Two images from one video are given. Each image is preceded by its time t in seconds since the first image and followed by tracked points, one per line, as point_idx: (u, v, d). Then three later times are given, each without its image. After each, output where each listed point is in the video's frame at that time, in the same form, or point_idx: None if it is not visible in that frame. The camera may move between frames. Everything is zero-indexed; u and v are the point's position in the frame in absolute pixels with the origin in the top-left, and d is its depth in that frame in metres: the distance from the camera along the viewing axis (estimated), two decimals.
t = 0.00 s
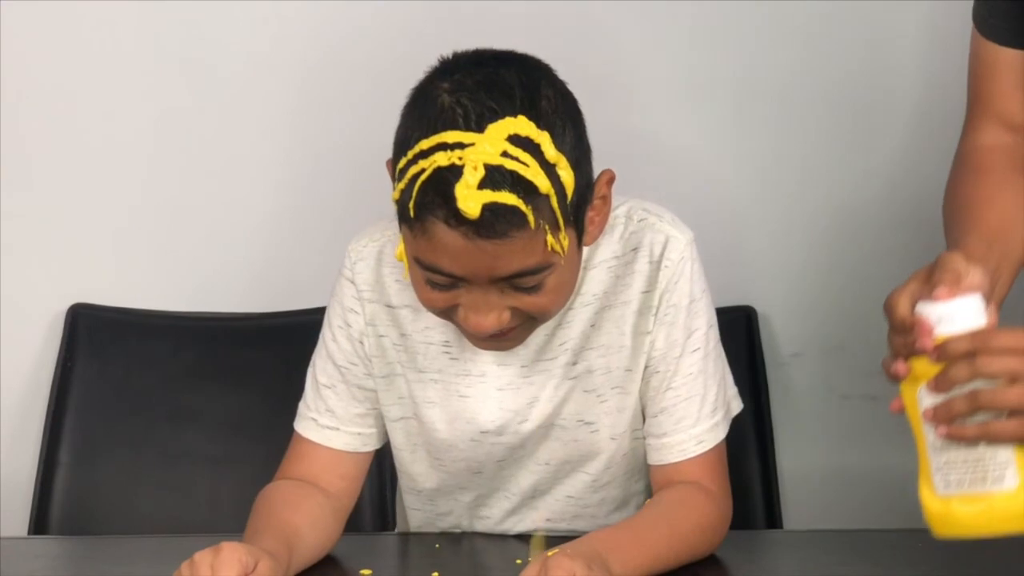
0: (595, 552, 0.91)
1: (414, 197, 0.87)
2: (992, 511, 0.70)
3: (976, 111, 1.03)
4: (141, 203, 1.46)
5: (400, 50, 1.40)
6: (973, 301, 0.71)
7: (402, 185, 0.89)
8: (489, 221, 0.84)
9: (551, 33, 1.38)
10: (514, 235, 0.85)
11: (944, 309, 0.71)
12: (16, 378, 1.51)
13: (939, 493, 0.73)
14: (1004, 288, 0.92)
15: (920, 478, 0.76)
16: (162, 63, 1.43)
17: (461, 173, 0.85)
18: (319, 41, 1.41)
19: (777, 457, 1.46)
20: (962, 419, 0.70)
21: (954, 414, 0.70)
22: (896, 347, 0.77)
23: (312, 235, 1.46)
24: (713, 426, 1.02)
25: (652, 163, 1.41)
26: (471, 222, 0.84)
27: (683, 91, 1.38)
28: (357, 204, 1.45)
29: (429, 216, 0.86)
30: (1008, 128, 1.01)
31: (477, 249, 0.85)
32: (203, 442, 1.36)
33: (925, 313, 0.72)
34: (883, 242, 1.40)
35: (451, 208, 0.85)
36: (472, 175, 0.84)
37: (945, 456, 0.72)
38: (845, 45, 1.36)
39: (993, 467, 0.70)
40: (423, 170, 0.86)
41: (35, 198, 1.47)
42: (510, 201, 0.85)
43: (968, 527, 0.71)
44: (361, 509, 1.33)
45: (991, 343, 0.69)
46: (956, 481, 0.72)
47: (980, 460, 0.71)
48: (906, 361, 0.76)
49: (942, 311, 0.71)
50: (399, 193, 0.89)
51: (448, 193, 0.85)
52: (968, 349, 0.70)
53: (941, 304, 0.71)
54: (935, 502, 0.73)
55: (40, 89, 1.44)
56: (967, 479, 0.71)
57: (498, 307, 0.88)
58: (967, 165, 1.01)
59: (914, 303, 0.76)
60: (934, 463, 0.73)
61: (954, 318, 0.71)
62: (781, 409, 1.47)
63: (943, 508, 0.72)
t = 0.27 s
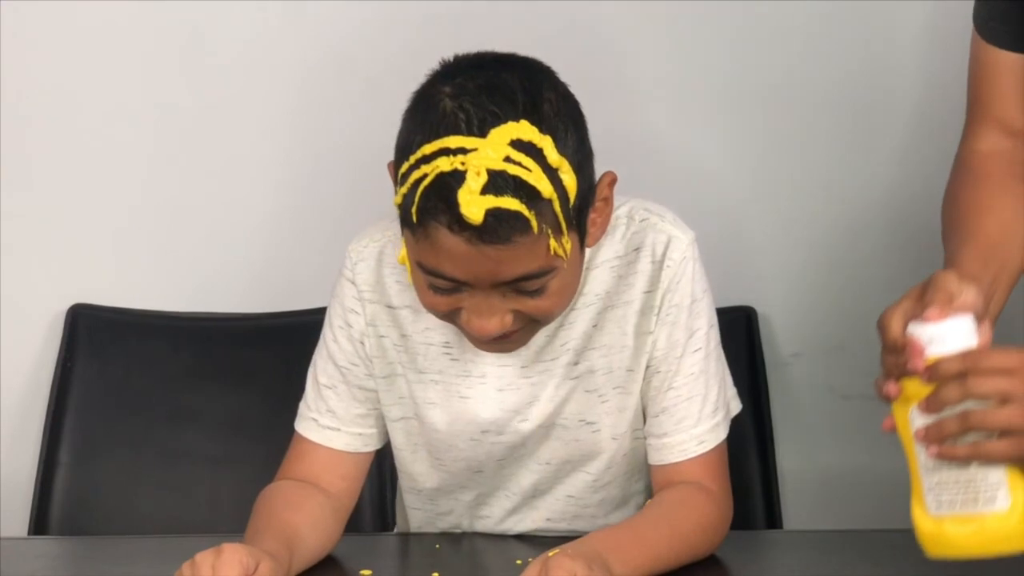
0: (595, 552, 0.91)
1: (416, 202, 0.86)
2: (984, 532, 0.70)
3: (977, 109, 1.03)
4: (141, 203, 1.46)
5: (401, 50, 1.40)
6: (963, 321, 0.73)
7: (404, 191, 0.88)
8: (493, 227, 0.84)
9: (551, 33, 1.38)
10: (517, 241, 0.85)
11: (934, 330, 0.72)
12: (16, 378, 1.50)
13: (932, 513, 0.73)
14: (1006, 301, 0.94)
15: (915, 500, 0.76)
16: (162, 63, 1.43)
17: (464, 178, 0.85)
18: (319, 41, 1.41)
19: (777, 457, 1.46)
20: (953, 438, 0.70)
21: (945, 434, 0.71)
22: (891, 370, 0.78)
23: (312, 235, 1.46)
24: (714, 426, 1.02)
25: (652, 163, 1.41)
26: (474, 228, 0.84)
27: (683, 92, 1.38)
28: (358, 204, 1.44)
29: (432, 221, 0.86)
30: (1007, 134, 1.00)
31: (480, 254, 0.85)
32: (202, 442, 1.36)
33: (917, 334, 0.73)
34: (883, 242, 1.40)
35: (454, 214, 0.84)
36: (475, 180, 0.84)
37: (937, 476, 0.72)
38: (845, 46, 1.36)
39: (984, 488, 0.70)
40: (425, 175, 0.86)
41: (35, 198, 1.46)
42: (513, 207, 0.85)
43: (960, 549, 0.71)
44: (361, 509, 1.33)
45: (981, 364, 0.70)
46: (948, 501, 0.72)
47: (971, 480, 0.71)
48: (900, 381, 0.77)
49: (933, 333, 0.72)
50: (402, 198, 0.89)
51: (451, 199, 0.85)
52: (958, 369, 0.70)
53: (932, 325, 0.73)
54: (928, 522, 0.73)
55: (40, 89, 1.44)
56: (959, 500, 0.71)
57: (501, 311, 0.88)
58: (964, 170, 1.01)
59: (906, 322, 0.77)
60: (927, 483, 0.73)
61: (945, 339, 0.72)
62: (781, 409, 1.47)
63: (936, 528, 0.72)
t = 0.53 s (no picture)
0: (595, 553, 0.91)
1: (419, 209, 0.86)
2: (974, 559, 0.72)
3: (977, 111, 1.03)
4: (141, 204, 1.46)
5: (401, 51, 1.40)
6: (952, 349, 0.74)
7: (406, 198, 0.88)
8: (495, 234, 0.84)
9: (552, 33, 1.39)
10: (520, 248, 0.85)
11: (923, 361, 0.73)
12: (16, 378, 1.50)
13: (922, 540, 0.74)
14: (1003, 317, 0.98)
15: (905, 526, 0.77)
16: (163, 64, 1.43)
17: (466, 186, 0.84)
18: (319, 42, 1.41)
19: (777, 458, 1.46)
20: (944, 466, 0.72)
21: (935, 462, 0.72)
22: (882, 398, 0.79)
23: (312, 236, 1.46)
24: (713, 427, 1.02)
25: (653, 163, 1.41)
26: (477, 236, 0.84)
27: (683, 92, 1.38)
28: (357, 204, 1.45)
29: (434, 228, 0.86)
30: (1008, 141, 1.00)
31: (482, 261, 0.85)
32: (202, 442, 1.36)
33: (905, 364, 0.74)
34: (883, 243, 1.40)
35: (456, 222, 0.84)
36: (478, 188, 0.84)
37: (926, 504, 0.74)
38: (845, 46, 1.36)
39: (974, 517, 0.72)
40: (427, 182, 0.86)
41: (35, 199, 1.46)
42: (515, 214, 0.85)
43: None
44: (361, 508, 1.33)
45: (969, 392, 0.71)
46: (938, 530, 0.73)
47: (961, 510, 0.72)
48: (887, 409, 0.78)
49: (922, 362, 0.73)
50: (404, 205, 0.89)
51: (453, 206, 0.85)
52: (947, 397, 0.72)
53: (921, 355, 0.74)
54: (917, 549, 0.75)
55: (41, 89, 1.44)
56: (949, 528, 0.73)
57: (503, 315, 0.88)
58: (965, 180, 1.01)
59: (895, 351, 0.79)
60: (916, 510, 0.74)
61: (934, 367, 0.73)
62: (781, 409, 1.47)
63: (927, 555, 0.74)
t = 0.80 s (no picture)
0: (594, 553, 0.91)
1: (418, 212, 0.86)
2: (957, 564, 0.75)
3: (976, 112, 1.03)
4: (142, 204, 1.46)
5: (401, 51, 1.40)
6: (951, 356, 0.77)
7: (406, 201, 0.88)
8: (495, 237, 0.84)
9: (552, 33, 1.39)
10: (519, 250, 0.85)
11: (917, 364, 0.77)
12: (16, 378, 1.50)
13: (903, 542, 0.78)
14: (1002, 326, 0.99)
15: (886, 528, 0.80)
16: (163, 64, 1.43)
17: (466, 188, 0.85)
18: (319, 42, 1.41)
19: (777, 458, 1.46)
20: (931, 469, 0.75)
21: (922, 465, 0.75)
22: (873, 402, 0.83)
23: (312, 236, 1.46)
24: (711, 428, 1.02)
25: (652, 163, 1.41)
26: (477, 238, 0.84)
27: (682, 92, 1.39)
28: (357, 205, 1.45)
29: (434, 231, 0.86)
30: (1008, 149, 1.00)
31: (481, 264, 0.85)
32: (203, 442, 1.36)
33: (901, 367, 0.77)
34: (882, 244, 1.40)
35: (456, 224, 0.85)
36: (478, 191, 0.84)
37: (911, 507, 0.77)
38: (844, 47, 1.36)
39: (959, 524, 0.76)
40: (426, 185, 0.86)
41: (36, 199, 1.47)
42: (515, 216, 0.85)
43: None
44: (362, 508, 1.33)
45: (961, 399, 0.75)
46: (921, 533, 0.77)
47: (946, 515, 0.76)
48: (881, 411, 0.81)
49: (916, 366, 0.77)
50: (403, 208, 0.89)
51: (453, 209, 0.85)
52: (940, 403, 0.75)
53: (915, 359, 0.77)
54: (898, 551, 0.78)
55: (41, 89, 1.44)
56: (932, 533, 0.76)
57: (503, 316, 0.88)
58: (964, 187, 1.02)
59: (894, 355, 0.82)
60: (901, 513, 0.78)
61: (928, 371, 0.76)
62: (780, 409, 1.47)
63: (907, 558, 0.77)
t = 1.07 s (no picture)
0: (594, 552, 0.90)
1: (417, 212, 0.87)
2: (945, 565, 0.76)
3: (975, 110, 1.03)
4: (142, 203, 1.46)
5: (401, 50, 1.41)
6: (947, 356, 0.77)
7: (404, 201, 0.88)
8: (493, 236, 0.84)
9: (551, 33, 1.39)
10: (517, 249, 0.85)
11: (912, 364, 0.76)
12: (17, 379, 1.50)
13: (892, 542, 0.78)
14: (1001, 328, 0.99)
15: (875, 527, 0.81)
16: (163, 64, 1.43)
17: (464, 188, 0.85)
18: (319, 41, 1.41)
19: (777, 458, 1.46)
20: (922, 469, 0.75)
21: (914, 465, 0.75)
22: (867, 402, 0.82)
23: (312, 236, 1.46)
24: (710, 428, 1.02)
25: (652, 163, 1.41)
26: (475, 238, 0.84)
27: (682, 92, 1.39)
28: (357, 204, 1.45)
29: (432, 230, 0.86)
30: (1007, 149, 1.00)
31: (479, 263, 0.85)
32: (203, 442, 1.36)
33: (897, 367, 0.77)
34: (882, 243, 1.40)
35: (455, 224, 0.85)
36: (475, 190, 0.84)
37: (902, 507, 0.77)
38: (843, 46, 1.36)
39: (949, 525, 0.76)
40: (425, 185, 0.86)
41: (36, 198, 1.47)
42: (514, 216, 0.85)
43: None
44: (362, 508, 1.33)
45: (955, 399, 0.74)
46: (911, 533, 0.77)
47: (937, 516, 0.76)
48: (876, 410, 0.81)
49: (911, 366, 0.77)
50: (401, 208, 0.89)
51: (452, 209, 0.85)
52: (934, 403, 0.75)
53: (910, 359, 0.77)
54: (888, 550, 0.78)
55: (42, 89, 1.44)
56: (922, 534, 0.77)
57: (501, 315, 0.88)
58: (964, 187, 1.02)
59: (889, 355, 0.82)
60: (891, 513, 0.78)
61: (923, 372, 0.76)
62: (780, 409, 1.47)
63: (896, 557, 0.78)
